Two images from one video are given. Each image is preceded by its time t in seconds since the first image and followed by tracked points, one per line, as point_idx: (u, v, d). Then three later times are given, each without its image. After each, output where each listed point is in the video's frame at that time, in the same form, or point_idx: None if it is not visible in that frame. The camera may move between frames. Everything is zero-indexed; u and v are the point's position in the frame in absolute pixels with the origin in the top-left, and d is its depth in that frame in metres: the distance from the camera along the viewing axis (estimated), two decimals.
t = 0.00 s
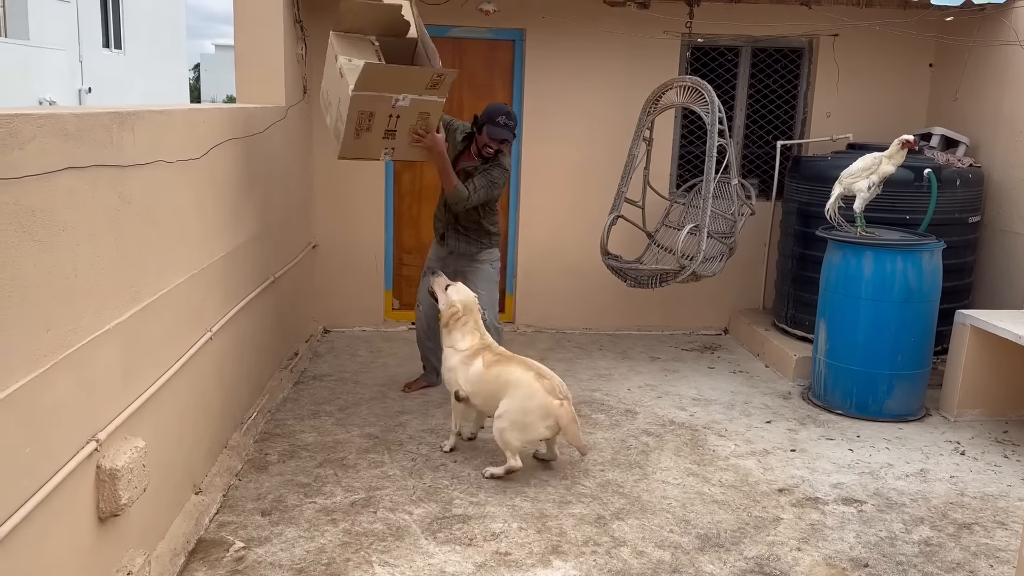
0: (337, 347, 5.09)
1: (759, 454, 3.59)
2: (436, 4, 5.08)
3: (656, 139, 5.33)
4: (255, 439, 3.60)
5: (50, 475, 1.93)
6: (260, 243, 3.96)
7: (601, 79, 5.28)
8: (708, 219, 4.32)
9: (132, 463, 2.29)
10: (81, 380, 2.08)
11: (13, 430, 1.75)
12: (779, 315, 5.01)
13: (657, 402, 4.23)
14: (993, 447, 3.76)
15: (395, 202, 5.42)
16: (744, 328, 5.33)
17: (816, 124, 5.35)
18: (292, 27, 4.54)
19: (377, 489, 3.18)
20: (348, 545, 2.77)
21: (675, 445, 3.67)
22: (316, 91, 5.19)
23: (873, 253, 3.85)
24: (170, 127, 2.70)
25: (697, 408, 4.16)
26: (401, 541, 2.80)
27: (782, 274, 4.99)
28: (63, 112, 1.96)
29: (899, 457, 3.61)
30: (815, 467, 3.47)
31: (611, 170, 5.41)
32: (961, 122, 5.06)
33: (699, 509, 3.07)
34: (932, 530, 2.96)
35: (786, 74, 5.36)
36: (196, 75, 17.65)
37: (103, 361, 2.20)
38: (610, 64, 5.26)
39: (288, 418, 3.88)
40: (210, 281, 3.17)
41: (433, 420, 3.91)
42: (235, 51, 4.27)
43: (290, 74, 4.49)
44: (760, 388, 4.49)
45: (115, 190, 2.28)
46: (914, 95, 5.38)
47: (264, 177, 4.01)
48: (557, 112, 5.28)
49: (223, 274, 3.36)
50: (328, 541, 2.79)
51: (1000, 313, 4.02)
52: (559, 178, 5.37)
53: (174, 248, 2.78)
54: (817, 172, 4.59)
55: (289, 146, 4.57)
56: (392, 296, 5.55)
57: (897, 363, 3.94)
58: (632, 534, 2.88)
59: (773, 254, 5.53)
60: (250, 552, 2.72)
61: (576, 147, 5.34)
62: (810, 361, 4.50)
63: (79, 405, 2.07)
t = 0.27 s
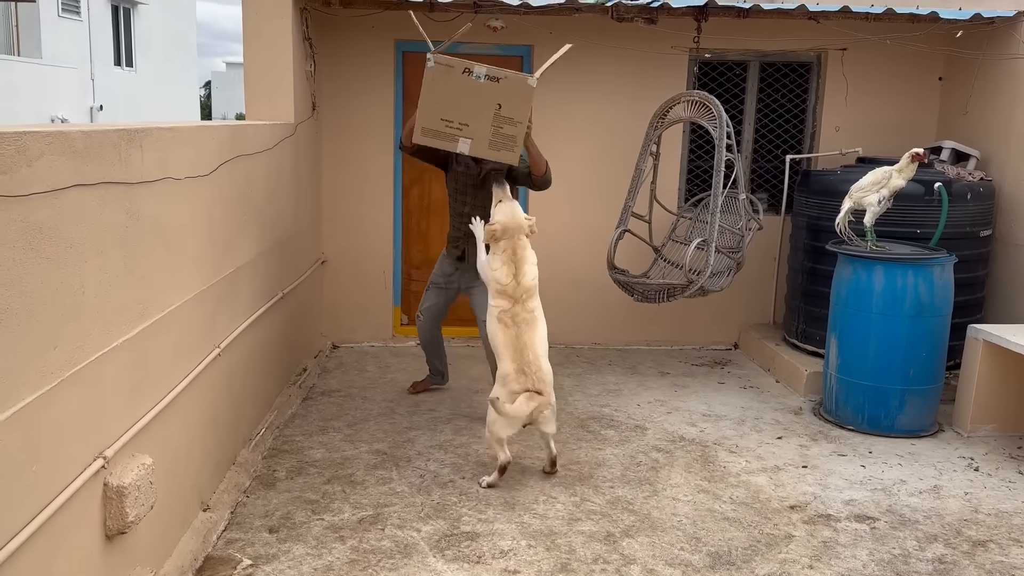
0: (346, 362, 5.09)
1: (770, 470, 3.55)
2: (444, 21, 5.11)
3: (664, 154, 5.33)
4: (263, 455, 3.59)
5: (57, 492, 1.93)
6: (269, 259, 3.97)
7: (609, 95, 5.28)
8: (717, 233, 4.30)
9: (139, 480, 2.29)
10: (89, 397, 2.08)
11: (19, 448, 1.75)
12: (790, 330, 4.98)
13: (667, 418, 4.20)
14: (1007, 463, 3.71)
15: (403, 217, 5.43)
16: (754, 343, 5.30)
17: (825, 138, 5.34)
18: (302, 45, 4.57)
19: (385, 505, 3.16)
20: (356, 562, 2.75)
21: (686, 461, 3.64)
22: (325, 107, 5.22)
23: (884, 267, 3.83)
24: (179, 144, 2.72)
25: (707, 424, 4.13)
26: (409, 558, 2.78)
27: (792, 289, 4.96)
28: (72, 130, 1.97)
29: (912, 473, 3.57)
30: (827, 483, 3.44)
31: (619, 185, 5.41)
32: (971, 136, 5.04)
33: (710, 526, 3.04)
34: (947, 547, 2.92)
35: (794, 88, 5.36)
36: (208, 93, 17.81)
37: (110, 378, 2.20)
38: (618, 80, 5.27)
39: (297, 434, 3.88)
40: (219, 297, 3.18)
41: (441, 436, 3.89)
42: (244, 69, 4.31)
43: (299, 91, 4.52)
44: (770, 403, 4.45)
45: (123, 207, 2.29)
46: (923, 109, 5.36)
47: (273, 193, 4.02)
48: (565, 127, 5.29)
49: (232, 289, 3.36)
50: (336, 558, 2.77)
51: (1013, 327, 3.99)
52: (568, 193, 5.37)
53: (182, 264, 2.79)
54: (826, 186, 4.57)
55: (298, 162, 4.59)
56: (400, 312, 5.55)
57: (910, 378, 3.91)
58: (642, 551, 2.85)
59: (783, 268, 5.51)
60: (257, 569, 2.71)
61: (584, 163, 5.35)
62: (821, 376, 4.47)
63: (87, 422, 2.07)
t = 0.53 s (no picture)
0: (346, 372, 5.09)
1: (772, 479, 3.55)
2: (445, 32, 5.14)
3: (663, 163, 5.34)
4: (264, 466, 3.59)
5: (57, 504, 1.92)
6: (270, 270, 3.98)
7: (609, 105, 5.30)
8: (715, 242, 4.30)
9: (139, 491, 2.29)
10: (89, 408, 2.08)
11: (18, 460, 1.75)
12: (791, 338, 4.98)
13: (668, 427, 4.20)
14: (1009, 471, 3.70)
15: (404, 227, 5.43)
16: (755, 351, 5.30)
17: (824, 146, 5.35)
18: (302, 56, 4.60)
19: (386, 516, 3.16)
20: (356, 572, 2.75)
21: (687, 470, 3.64)
22: (326, 118, 5.24)
23: (884, 275, 3.83)
24: (179, 156, 2.73)
25: (708, 432, 4.12)
26: (410, 569, 2.77)
27: (793, 297, 4.96)
28: (72, 142, 1.98)
29: (914, 481, 3.57)
30: (829, 492, 3.43)
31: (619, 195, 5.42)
32: (970, 144, 5.05)
33: (712, 535, 3.03)
34: (949, 556, 2.91)
35: (793, 97, 5.38)
36: (209, 104, 17.89)
37: (110, 389, 2.21)
38: (617, 89, 5.29)
39: (298, 444, 3.88)
40: (220, 308, 3.19)
41: (442, 446, 3.89)
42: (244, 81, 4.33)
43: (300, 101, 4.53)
44: (772, 412, 4.45)
45: (124, 218, 2.30)
46: (922, 117, 5.38)
47: (273, 204, 4.03)
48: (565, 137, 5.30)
49: (232, 300, 3.37)
50: (336, 569, 2.77)
51: (1013, 334, 3.99)
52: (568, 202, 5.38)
53: (183, 276, 2.79)
54: (826, 195, 4.58)
55: (299, 173, 4.60)
56: (401, 321, 5.54)
57: (911, 386, 3.90)
58: (643, 561, 2.84)
59: (783, 277, 5.51)
60: None
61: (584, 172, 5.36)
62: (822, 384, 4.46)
63: (87, 434, 2.07)
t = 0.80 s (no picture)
0: (335, 376, 5.08)
1: (760, 479, 3.56)
2: (431, 34, 5.15)
3: (650, 164, 5.36)
4: (252, 471, 3.58)
5: (43, 510, 1.91)
6: (258, 274, 3.97)
7: (596, 106, 5.32)
8: (703, 242, 4.31)
9: (126, 496, 2.27)
10: (74, 413, 2.07)
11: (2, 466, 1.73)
12: (778, 338, 5.01)
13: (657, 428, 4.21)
14: (995, 468, 3.73)
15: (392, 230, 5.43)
16: (743, 352, 5.33)
17: (810, 147, 5.38)
18: (288, 60, 4.59)
19: (375, 519, 3.15)
20: None
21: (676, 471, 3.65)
22: (313, 121, 5.23)
23: (870, 275, 3.86)
24: (164, 160, 2.72)
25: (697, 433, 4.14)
26: (399, 572, 2.77)
27: (780, 297, 4.99)
28: (55, 146, 1.97)
29: (901, 479, 3.59)
30: (817, 491, 3.44)
31: (607, 197, 5.43)
32: (954, 144, 5.09)
33: (701, 534, 3.04)
34: (937, 553, 2.93)
35: (778, 98, 5.41)
36: (196, 109, 17.82)
37: (96, 394, 2.19)
38: (604, 91, 5.30)
39: (286, 448, 3.86)
40: (207, 312, 3.17)
41: (432, 449, 3.89)
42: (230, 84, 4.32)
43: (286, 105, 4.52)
44: (760, 412, 4.47)
45: (108, 222, 2.29)
46: (907, 118, 5.42)
47: (261, 208, 4.02)
48: (552, 139, 5.31)
49: (220, 304, 3.36)
50: (325, 573, 2.76)
51: (998, 333, 4.02)
52: (556, 205, 5.39)
53: (169, 280, 2.78)
54: (812, 195, 4.61)
55: (286, 176, 4.59)
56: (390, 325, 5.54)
57: (897, 385, 3.93)
58: (633, 561, 2.85)
59: (770, 277, 5.54)
60: None
61: (572, 174, 5.37)
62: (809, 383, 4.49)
63: (73, 439, 2.06)
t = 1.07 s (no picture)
0: (315, 375, 5.06)
1: (739, 472, 3.59)
2: (409, 31, 5.14)
3: (629, 161, 5.38)
4: (231, 471, 3.56)
5: (17, 514, 1.89)
6: (235, 273, 3.93)
7: (575, 104, 5.33)
8: (684, 238, 4.34)
9: (103, 499, 2.25)
10: (49, 415, 2.04)
11: None
12: (756, 332, 5.05)
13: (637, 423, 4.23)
14: (970, 460, 3.79)
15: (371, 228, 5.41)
16: (722, 347, 5.37)
17: (786, 143, 5.43)
18: (264, 57, 4.56)
19: (356, 518, 3.14)
20: None
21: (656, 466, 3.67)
22: (290, 119, 5.19)
23: (846, 269, 3.90)
24: (139, 159, 2.69)
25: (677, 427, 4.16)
26: (381, 571, 2.76)
27: (757, 292, 5.03)
28: (27, 145, 1.95)
29: (877, 471, 3.63)
30: (795, 483, 3.48)
31: (586, 194, 5.45)
32: (928, 139, 5.15)
33: (681, 528, 3.07)
34: (912, 543, 2.97)
35: (755, 95, 5.45)
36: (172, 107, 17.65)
37: (71, 397, 2.17)
38: (582, 88, 5.32)
39: (265, 449, 3.84)
40: (184, 312, 3.15)
41: (412, 447, 3.88)
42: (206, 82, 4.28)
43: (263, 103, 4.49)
44: (738, 406, 4.51)
45: (82, 222, 2.27)
46: (881, 114, 5.48)
47: (237, 206, 3.99)
48: (531, 136, 5.31)
49: (197, 304, 3.33)
50: (306, 573, 2.75)
51: (972, 325, 4.08)
52: (535, 202, 5.40)
53: (144, 281, 2.75)
54: (788, 191, 4.65)
55: (262, 174, 4.56)
56: (369, 323, 5.52)
57: (873, 378, 3.97)
58: (613, 556, 2.86)
59: (748, 272, 5.58)
60: None
61: (551, 171, 5.38)
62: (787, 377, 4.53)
63: (47, 442, 2.03)
